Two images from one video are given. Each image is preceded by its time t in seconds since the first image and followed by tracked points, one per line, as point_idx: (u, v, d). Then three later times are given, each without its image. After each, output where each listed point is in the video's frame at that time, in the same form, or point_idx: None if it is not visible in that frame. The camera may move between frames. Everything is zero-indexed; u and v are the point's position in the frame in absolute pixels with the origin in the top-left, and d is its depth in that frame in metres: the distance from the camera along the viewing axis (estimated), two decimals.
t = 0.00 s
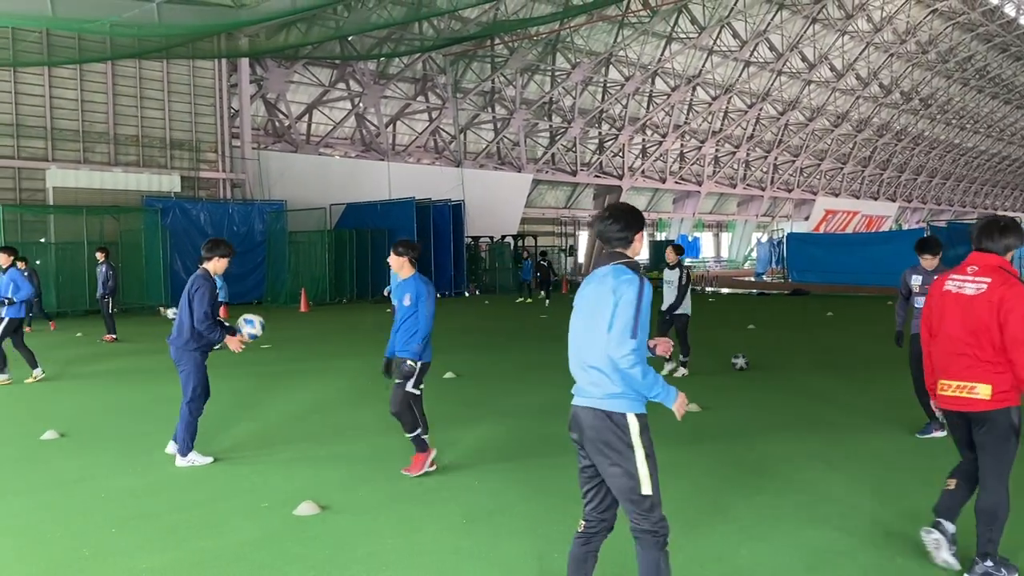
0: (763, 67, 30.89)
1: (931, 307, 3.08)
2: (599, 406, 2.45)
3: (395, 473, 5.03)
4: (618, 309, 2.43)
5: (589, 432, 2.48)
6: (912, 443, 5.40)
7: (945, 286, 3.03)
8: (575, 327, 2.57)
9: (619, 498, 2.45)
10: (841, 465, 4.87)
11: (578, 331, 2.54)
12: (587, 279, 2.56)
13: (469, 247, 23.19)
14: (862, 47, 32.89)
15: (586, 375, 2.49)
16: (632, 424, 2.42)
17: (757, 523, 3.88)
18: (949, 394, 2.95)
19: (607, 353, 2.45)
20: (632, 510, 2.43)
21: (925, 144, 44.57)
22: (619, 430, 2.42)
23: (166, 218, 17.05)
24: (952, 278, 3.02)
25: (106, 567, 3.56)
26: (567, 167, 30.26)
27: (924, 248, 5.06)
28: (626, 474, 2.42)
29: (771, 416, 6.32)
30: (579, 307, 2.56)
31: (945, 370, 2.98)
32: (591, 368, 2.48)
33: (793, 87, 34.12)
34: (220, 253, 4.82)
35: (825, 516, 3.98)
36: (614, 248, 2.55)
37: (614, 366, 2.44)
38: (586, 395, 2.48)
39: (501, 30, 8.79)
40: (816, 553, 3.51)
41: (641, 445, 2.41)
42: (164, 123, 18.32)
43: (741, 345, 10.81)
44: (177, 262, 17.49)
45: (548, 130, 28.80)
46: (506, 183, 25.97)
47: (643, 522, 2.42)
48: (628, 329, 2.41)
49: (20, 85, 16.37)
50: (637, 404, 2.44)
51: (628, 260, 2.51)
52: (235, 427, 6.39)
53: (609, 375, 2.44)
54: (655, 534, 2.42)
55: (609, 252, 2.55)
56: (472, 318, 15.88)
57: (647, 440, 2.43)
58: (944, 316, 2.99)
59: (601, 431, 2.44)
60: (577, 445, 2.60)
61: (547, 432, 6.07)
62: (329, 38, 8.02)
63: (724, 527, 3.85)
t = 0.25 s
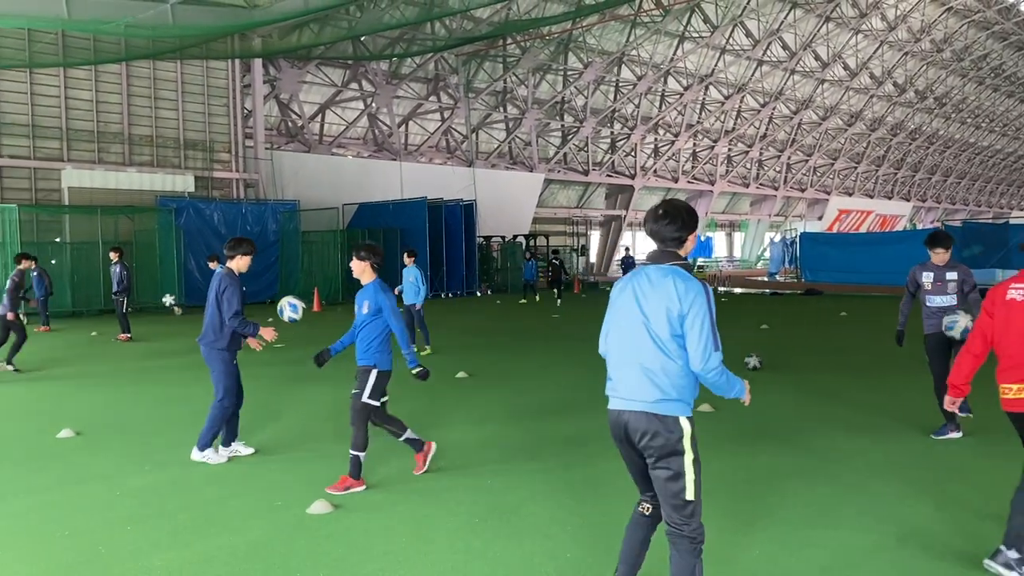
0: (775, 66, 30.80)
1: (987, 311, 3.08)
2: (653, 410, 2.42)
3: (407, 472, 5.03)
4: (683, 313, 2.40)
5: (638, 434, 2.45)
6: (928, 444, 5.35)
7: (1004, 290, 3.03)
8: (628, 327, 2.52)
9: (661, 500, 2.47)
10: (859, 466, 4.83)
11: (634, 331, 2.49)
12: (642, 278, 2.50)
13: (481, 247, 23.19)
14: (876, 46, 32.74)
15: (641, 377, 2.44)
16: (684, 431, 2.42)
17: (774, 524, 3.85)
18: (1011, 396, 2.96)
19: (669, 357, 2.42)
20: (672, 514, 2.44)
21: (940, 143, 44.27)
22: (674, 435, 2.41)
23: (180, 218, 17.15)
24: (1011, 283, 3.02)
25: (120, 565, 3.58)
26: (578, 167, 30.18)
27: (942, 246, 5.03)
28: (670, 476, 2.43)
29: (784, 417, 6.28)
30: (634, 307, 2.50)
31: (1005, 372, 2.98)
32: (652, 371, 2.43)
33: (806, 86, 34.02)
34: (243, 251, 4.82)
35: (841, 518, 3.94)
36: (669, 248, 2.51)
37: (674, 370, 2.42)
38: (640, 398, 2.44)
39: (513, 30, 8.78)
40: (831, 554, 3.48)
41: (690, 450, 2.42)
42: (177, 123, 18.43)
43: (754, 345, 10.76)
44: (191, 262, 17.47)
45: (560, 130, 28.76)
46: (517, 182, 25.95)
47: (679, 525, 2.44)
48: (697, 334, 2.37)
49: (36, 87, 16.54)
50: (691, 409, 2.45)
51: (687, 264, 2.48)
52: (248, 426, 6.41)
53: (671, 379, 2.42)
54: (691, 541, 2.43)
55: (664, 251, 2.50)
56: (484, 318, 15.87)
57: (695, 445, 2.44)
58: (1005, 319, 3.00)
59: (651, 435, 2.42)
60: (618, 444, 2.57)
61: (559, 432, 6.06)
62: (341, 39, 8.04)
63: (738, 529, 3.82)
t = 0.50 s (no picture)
0: (788, 64, 30.70)
1: None
2: (683, 408, 2.42)
3: (419, 472, 5.02)
4: (711, 311, 2.42)
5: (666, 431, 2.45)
6: (944, 445, 5.30)
7: None
8: (654, 326, 2.52)
9: (684, 498, 2.45)
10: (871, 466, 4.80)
11: (660, 331, 2.50)
12: (665, 277, 2.51)
13: (492, 246, 23.18)
14: (889, 43, 32.59)
15: (670, 376, 2.45)
16: (711, 428, 2.42)
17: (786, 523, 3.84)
18: None
19: (700, 354, 2.43)
20: (696, 511, 2.43)
21: (954, 141, 43.99)
22: (703, 432, 2.41)
23: (191, 216, 17.29)
24: None
25: (133, 563, 3.59)
26: (590, 166, 30.07)
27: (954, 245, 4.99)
28: (695, 473, 2.42)
29: (796, 417, 6.24)
30: (660, 305, 2.51)
31: None
32: (683, 368, 2.44)
33: (818, 84, 33.87)
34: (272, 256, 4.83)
35: (854, 518, 3.92)
36: (686, 246, 2.53)
37: (704, 367, 2.43)
38: (672, 395, 2.44)
39: (524, 28, 8.76)
40: (843, 554, 3.47)
41: (716, 447, 2.42)
42: (190, 123, 18.51)
43: (767, 344, 10.70)
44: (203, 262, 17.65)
45: (571, 129, 28.70)
46: (529, 181, 25.93)
47: (699, 522, 2.42)
48: (727, 330, 2.40)
49: (49, 87, 16.62)
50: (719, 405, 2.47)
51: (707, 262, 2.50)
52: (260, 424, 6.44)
53: (702, 376, 2.43)
54: (712, 539, 2.43)
55: (684, 250, 2.52)
56: (495, 317, 15.86)
57: (722, 442, 2.45)
58: None
59: (681, 432, 2.42)
60: (642, 442, 2.57)
61: (571, 431, 6.04)
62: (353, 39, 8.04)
63: (750, 529, 3.81)
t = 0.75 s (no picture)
0: (803, 62, 30.56)
1: None
2: (693, 402, 2.43)
3: (430, 470, 5.04)
4: (713, 305, 2.42)
5: (681, 426, 2.45)
6: (961, 443, 5.26)
7: None
8: (660, 323, 2.54)
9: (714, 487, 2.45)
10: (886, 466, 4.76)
11: (666, 327, 2.51)
12: (671, 274, 2.52)
13: (505, 244, 23.19)
14: (905, 40, 32.39)
15: (677, 370, 2.46)
16: (727, 418, 2.41)
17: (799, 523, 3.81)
18: None
19: (703, 348, 2.43)
20: (728, 499, 2.43)
21: (971, 138, 43.66)
22: (716, 422, 2.40)
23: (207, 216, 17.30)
24: None
25: (148, 559, 3.62)
26: (603, 164, 29.97)
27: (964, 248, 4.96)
28: (723, 465, 2.41)
29: (811, 416, 6.21)
30: (666, 304, 2.51)
31: None
32: (688, 362, 2.44)
33: (833, 81, 33.71)
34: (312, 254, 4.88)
35: (867, 518, 3.89)
36: (695, 243, 2.52)
37: (709, 361, 2.42)
38: (677, 390, 2.45)
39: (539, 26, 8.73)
40: (855, 555, 3.44)
41: (736, 436, 2.41)
42: (205, 122, 18.60)
43: (780, 343, 10.66)
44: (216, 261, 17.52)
45: (585, 127, 28.65)
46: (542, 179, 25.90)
47: (737, 508, 2.43)
48: (728, 324, 2.39)
49: (66, 87, 16.72)
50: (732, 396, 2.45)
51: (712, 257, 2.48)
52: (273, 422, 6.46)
53: (706, 370, 2.42)
54: (748, 522, 2.43)
55: (692, 246, 2.51)
56: (508, 315, 15.87)
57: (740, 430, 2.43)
58: None
59: (696, 426, 2.42)
60: (660, 436, 2.58)
61: (583, 429, 6.05)
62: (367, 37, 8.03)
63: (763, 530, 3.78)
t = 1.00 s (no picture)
0: (817, 59, 30.43)
1: None
2: (723, 407, 2.41)
3: (444, 468, 5.05)
4: (738, 310, 2.41)
5: (707, 431, 2.44)
6: (978, 443, 5.22)
7: None
8: (685, 330, 2.53)
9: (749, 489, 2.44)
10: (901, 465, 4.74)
11: (691, 332, 2.51)
12: (694, 280, 2.52)
13: (517, 243, 23.19)
14: (921, 37, 32.21)
15: (703, 376, 2.44)
16: (756, 421, 2.40)
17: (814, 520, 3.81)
18: None
19: (730, 354, 2.42)
20: (763, 500, 2.42)
21: (987, 136, 43.33)
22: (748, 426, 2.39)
23: (220, 214, 17.48)
24: None
25: (165, 556, 3.65)
26: (616, 162, 29.90)
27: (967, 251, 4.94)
28: (758, 467, 2.39)
29: (825, 416, 6.18)
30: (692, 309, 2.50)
31: None
32: (714, 368, 2.43)
33: (847, 78, 33.56)
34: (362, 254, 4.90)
35: (882, 517, 3.88)
36: (718, 247, 2.52)
37: (736, 366, 2.41)
38: (704, 395, 2.44)
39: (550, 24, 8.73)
40: (870, 554, 3.43)
41: (766, 440, 2.39)
42: (218, 121, 18.71)
43: (794, 341, 10.62)
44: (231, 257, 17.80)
45: (597, 125, 28.59)
46: (554, 178, 25.87)
47: (777, 509, 2.41)
48: (755, 329, 2.38)
49: (81, 85, 16.76)
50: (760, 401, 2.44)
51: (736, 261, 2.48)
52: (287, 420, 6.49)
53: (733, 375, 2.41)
54: (791, 520, 2.41)
55: (716, 251, 2.51)
56: (521, 314, 15.86)
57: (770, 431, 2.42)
58: None
59: (726, 430, 2.41)
60: (686, 442, 2.56)
61: (596, 428, 6.05)
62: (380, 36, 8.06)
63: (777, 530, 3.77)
